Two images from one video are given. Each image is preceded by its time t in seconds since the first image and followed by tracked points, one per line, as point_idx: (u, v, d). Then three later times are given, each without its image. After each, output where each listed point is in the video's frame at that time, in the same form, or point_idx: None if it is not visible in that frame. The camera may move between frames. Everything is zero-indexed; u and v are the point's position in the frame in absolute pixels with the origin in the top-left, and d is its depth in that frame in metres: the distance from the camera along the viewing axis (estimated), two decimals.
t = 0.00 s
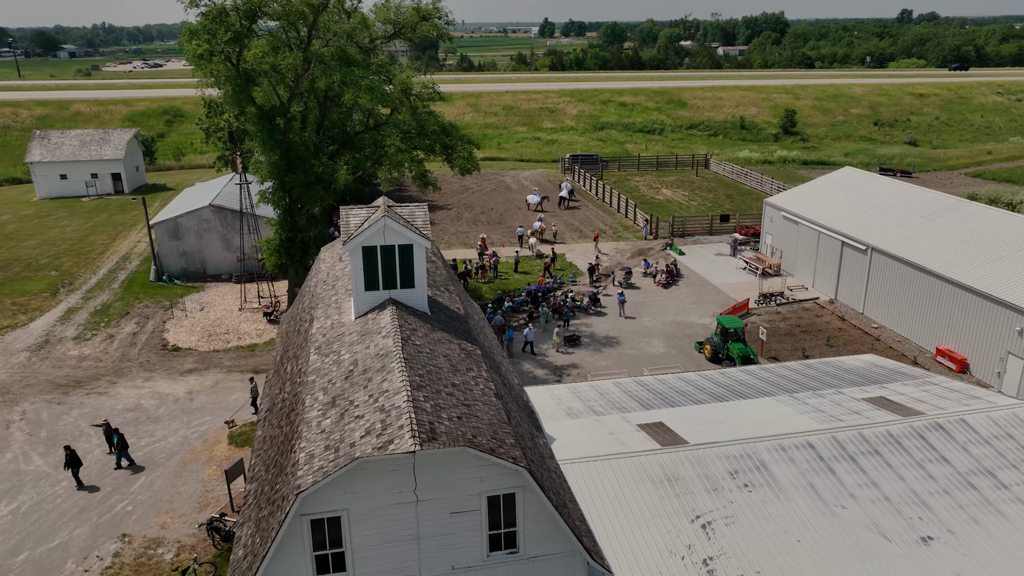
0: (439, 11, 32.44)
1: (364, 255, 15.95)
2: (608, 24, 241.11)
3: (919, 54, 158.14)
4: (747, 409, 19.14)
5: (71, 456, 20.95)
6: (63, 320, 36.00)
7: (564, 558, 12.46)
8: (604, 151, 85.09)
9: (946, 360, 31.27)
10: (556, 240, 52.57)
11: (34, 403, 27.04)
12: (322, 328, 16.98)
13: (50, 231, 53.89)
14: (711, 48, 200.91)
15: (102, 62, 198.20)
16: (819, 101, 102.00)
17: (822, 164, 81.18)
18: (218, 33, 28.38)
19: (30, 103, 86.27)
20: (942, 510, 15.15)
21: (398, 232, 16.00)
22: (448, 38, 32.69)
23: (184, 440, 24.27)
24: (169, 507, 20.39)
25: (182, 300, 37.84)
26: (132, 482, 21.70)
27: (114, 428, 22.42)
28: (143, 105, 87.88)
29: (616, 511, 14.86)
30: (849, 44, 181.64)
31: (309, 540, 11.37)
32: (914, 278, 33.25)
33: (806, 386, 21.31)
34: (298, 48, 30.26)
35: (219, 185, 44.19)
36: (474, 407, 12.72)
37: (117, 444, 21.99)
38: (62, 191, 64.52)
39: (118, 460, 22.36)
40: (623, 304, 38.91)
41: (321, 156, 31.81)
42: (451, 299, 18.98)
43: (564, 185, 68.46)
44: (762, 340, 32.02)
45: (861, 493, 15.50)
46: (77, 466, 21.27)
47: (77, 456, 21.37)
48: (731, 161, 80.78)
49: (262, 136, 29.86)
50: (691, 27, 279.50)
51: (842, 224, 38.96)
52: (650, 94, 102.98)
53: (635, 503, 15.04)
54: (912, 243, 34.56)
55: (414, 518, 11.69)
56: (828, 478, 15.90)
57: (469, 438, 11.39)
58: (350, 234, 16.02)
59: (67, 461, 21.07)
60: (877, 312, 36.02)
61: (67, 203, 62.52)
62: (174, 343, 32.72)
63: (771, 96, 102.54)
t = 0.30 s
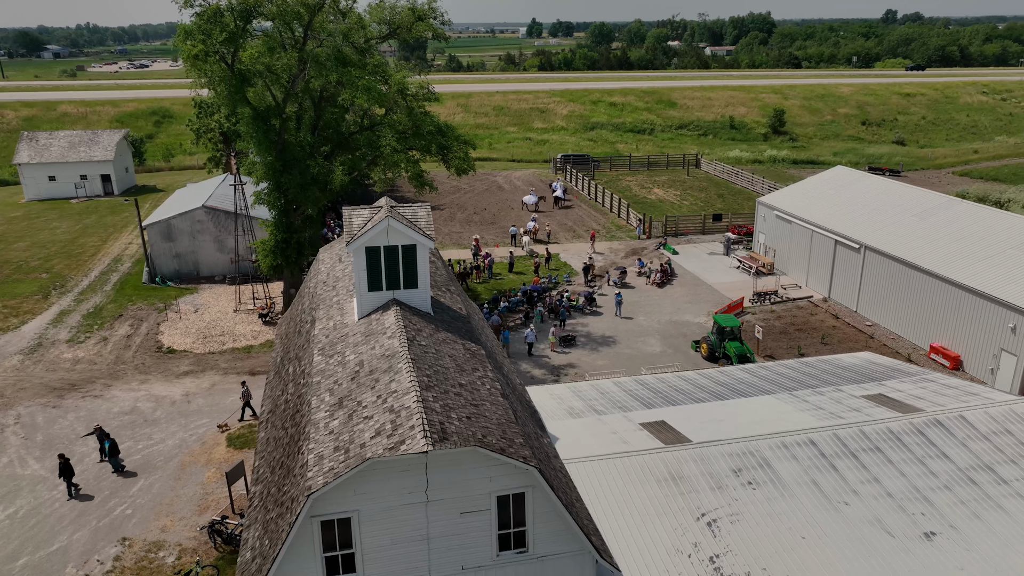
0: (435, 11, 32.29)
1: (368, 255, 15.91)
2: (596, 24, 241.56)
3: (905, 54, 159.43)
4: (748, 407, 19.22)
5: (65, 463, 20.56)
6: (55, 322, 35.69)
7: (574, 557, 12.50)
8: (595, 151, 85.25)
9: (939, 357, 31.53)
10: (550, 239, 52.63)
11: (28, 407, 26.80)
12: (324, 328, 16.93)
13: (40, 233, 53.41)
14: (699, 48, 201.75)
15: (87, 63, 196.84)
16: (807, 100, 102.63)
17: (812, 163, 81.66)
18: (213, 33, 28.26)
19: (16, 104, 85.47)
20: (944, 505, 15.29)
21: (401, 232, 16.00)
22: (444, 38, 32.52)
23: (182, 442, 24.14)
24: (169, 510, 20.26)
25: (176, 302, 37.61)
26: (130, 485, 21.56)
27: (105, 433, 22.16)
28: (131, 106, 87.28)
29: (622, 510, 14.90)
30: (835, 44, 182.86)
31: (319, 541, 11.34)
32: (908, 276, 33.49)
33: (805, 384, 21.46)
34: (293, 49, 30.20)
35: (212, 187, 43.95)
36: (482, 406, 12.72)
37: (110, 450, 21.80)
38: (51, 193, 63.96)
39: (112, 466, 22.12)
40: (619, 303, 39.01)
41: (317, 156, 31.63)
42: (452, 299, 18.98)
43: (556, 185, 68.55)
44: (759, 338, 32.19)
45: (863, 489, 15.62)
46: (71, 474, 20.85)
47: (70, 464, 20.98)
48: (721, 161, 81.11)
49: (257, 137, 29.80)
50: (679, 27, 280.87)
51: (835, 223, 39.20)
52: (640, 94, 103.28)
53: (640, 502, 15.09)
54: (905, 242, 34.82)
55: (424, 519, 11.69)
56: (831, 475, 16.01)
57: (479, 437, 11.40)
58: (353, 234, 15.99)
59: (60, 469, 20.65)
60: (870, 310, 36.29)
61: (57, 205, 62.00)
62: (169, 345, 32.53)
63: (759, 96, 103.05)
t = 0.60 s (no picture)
0: (430, 11, 32.09)
1: (371, 256, 15.89)
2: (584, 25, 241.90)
3: (890, 54, 160.59)
4: (749, 405, 19.32)
5: (59, 471, 20.10)
6: (48, 325, 35.37)
7: (582, 556, 12.53)
8: (586, 151, 85.38)
9: (933, 354, 31.77)
10: (543, 239, 52.68)
11: (23, 410, 26.55)
12: (327, 329, 16.88)
13: (29, 235, 52.91)
14: (686, 48, 202.58)
15: (71, 64, 195.28)
16: (795, 100, 103.21)
17: (801, 163, 82.12)
18: (207, 33, 28.10)
19: (3, 105, 84.63)
20: (945, 500, 15.44)
21: (405, 233, 16.00)
22: (440, 38, 32.40)
23: (180, 445, 23.97)
24: (169, 513, 20.13)
25: (169, 304, 37.38)
26: (129, 488, 21.40)
27: (99, 439, 21.72)
28: (119, 107, 86.65)
29: (627, 509, 14.94)
30: (821, 44, 183.94)
31: (330, 542, 11.32)
32: (901, 274, 33.75)
33: (804, 381, 21.60)
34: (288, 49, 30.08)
35: (204, 188, 43.71)
36: (489, 406, 12.73)
37: (104, 457, 21.40)
38: (39, 195, 63.39)
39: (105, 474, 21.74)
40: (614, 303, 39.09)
41: (311, 157, 31.55)
42: (454, 300, 18.98)
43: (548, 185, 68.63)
44: (754, 337, 32.37)
45: (865, 485, 15.75)
46: (64, 482, 20.44)
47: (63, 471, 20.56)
48: (712, 160, 81.39)
49: (253, 138, 29.69)
50: (666, 27, 281.89)
51: (828, 221, 39.46)
52: (629, 94, 103.55)
53: (645, 500, 15.14)
54: (898, 240, 35.09)
55: (434, 519, 11.68)
56: (833, 471, 16.13)
57: (489, 437, 11.41)
58: (356, 234, 15.97)
59: (54, 476, 20.18)
60: (864, 308, 36.55)
61: (45, 207, 61.46)
62: (164, 347, 32.32)
63: (748, 96, 103.54)
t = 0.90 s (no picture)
0: (425, 11, 32.13)
1: (374, 256, 15.87)
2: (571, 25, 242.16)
3: (875, 54, 161.68)
4: (749, 403, 19.43)
5: (49, 480, 19.75)
6: (39, 328, 35.04)
7: (590, 554, 12.56)
8: (576, 151, 85.50)
9: (926, 351, 32.02)
10: (536, 239, 52.72)
11: (16, 414, 26.29)
12: (329, 330, 16.83)
13: (17, 237, 52.36)
14: (674, 48, 203.33)
15: (54, 64, 193.53)
16: (783, 100, 103.78)
17: (790, 162, 82.58)
18: (202, 33, 27.98)
19: None
20: (945, 496, 15.60)
21: (408, 233, 16.01)
22: (433, 38, 32.50)
23: (178, 447, 23.83)
24: (168, 516, 20.01)
25: (162, 306, 37.13)
26: (127, 492, 21.25)
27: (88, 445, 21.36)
28: (106, 108, 85.94)
29: (632, 508, 15.00)
30: (807, 44, 185.07)
31: (339, 543, 11.29)
32: (893, 272, 34.01)
33: (802, 379, 21.75)
34: (283, 49, 29.98)
35: (195, 190, 43.43)
36: (496, 406, 12.74)
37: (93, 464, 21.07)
38: (27, 196, 62.78)
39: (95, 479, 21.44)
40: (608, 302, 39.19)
41: (306, 157, 31.47)
42: (455, 300, 19.00)
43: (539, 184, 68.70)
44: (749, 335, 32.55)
45: (867, 482, 15.88)
46: (55, 490, 20.11)
47: (54, 479, 20.22)
48: (701, 160, 81.70)
49: (247, 138, 29.53)
50: (653, 28, 282.87)
51: (820, 220, 39.71)
52: (619, 94, 103.80)
53: (649, 498, 15.19)
54: (889, 238, 35.39)
55: (442, 519, 11.68)
56: (835, 468, 16.25)
57: (499, 437, 11.43)
58: (359, 235, 15.96)
59: (44, 485, 19.84)
60: (856, 306, 36.81)
61: (33, 209, 60.89)
62: (158, 349, 32.11)
63: (736, 96, 104.02)
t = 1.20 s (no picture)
0: (419, 11, 32.05)
1: (376, 257, 15.87)
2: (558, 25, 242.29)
3: (860, 54, 162.72)
4: (748, 400, 19.54)
5: (39, 487, 19.40)
6: (30, 331, 34.70)
7: (598, 552, 12.61)
8: (566, 151, 85.58)
9: (919, 348, 32.31)
10: (529, 239, 52.74)
11: (9, 418, 26.04)
12: (331, 331, 16.80)
13: (5, 240, 51.82)
14: (661, 48, 203.98)
15: (37, 64, 191.71)
16: (771, 99, 104.34)
17: (779, 161, 83.04)
18: (196, 33, 27.83)
19: None
20: (945, 490, 15.76)
21: (411, 233, 16.05)
22: (428, 38, 32.46)
23: (174, 450, 23.68)
24: (167, 519, 19.89)
25: (154, 308, 36.89)
26: (125, 495, 21.11)
27: (77, 451, 21.08)
28: (92, 109, 85.21)
29: (636, 506, 15.05)
30: (793, 44, 186.12)
31: (348, 544, 11.27)
32: (886, 270, 34.27)
33: (801, 376, 21.91)
34: (277, 49, 29.84)
35: (187, 191, 43.18)
36: (503, 406, 12.76)
37: (82, 470, 20.75)
38: (13, 198, 62.15)
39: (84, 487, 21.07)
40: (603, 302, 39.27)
41: (301, 158, 31.37)
42: (456, 301, 19.04)
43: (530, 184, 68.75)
44: (744, 334, 32.73)
45: (868, 478, 16.00)
46: (45, 498, 19.70)
47: (44, 487, 19.85)
48: (691, 159, 81.99)
49: (242, 138, 29.29)
50: (640, 28, 283.70)
51: (811, 218, 39.98)
52: (608, 94, 104.01)
53: (653, 497, 15.23)
54: (881, 236, 35.68)
55: (451, 519, 11.67)
56: (836, 464, 16.36)
57: (508, 436, 11.45)
58: (361, 235, 15.95)
59: (34, 493, 19.46)
60: (849, 303, 37.09)
61: (20, 211, 60.29)
62: (152, 351, 31.90)
63: (724, 96, 104.49)
